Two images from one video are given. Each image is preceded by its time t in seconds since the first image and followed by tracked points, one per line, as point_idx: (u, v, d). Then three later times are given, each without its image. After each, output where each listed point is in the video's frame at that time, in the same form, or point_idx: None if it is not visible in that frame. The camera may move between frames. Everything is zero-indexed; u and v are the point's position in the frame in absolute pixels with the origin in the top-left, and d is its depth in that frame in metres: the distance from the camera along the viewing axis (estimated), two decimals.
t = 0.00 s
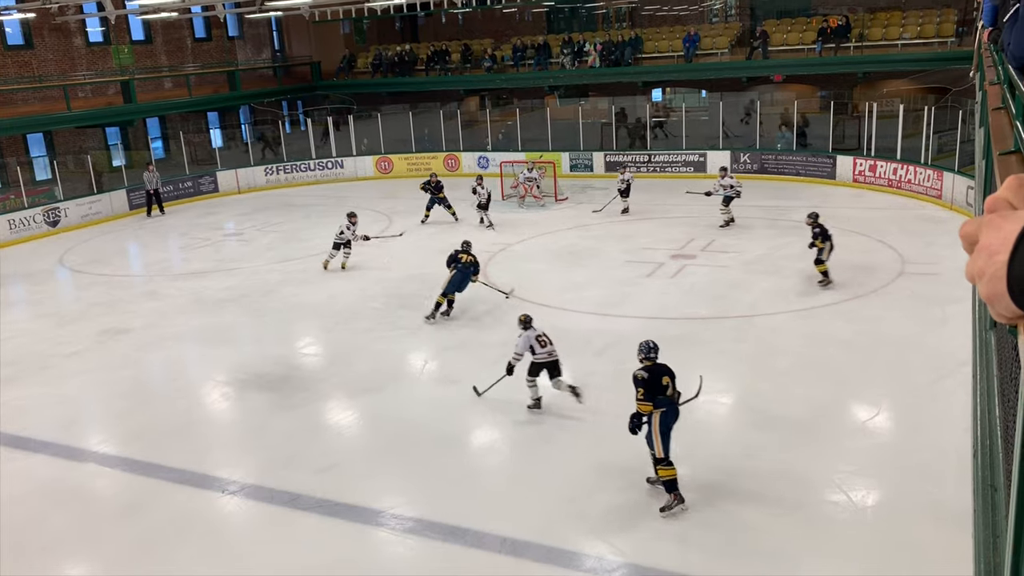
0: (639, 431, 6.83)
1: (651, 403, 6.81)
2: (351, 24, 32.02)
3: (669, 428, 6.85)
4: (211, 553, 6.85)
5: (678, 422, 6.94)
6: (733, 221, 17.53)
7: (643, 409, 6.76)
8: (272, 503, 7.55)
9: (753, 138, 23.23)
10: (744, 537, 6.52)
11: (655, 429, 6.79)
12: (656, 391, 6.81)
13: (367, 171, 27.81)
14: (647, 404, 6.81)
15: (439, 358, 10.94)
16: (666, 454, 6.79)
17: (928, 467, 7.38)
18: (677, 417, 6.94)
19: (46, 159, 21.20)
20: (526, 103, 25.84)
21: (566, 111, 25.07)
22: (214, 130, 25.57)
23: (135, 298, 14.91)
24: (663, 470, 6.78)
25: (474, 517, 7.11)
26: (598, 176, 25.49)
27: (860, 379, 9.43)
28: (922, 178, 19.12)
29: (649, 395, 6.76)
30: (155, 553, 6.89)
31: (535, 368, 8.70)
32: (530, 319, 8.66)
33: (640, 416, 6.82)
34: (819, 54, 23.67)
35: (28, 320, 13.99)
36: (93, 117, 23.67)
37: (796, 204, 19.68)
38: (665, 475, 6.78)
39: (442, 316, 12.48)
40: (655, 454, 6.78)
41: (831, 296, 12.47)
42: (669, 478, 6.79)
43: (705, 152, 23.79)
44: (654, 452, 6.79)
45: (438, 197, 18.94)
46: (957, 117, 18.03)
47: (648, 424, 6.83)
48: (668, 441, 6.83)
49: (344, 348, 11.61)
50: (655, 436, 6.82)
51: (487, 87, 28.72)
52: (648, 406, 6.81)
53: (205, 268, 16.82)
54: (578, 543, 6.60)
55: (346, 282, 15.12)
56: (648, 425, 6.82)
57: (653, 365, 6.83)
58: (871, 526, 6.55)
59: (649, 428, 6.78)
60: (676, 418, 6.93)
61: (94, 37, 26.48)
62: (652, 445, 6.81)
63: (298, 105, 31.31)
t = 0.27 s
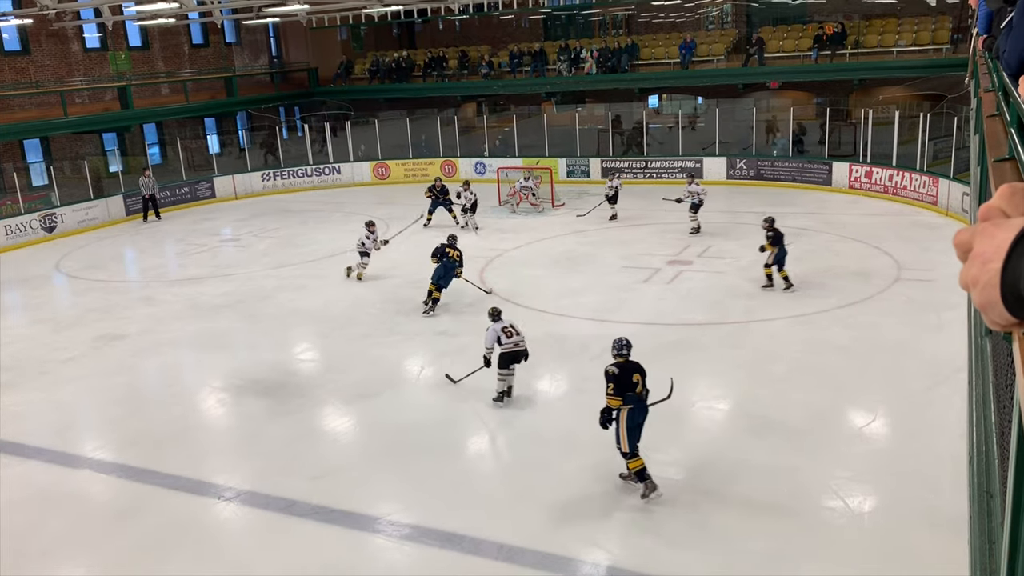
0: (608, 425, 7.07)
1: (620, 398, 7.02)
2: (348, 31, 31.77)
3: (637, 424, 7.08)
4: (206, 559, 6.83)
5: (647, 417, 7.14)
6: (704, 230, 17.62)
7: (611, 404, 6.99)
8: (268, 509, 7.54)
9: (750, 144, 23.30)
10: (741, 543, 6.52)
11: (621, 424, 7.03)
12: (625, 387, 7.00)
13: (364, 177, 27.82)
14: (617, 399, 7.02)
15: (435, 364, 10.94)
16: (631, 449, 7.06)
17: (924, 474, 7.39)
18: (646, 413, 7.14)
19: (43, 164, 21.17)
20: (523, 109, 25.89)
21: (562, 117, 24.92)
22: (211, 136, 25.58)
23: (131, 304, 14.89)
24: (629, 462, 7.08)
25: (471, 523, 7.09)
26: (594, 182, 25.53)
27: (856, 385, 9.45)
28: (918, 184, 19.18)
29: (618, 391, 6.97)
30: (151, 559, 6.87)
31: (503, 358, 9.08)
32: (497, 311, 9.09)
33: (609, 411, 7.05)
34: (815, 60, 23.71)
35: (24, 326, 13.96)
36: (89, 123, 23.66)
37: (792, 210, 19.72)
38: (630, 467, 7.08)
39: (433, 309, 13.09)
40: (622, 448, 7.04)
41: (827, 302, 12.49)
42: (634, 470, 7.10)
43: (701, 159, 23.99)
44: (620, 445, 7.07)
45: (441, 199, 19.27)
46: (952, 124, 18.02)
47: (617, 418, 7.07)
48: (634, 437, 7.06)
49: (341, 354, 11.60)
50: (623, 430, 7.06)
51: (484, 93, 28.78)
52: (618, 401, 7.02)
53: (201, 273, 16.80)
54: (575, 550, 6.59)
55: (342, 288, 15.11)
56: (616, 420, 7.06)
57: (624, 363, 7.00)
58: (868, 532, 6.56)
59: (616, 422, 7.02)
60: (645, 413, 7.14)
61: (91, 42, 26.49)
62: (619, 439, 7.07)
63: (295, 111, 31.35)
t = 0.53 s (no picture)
0: (580, 421, 7.36)
1: (592, 396, 7.30)
2: (346, 35, 32.09)
3: (609, 421, 7.34)
4: (202, 567, 6.78)
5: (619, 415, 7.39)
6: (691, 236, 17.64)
7: (583, 403, 7.25)
8: (265, 515, 7.49)
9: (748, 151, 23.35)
10: (739, 548, 6.50)
11: (593, 420, 7.30)
12: (597, 385, 7.28)
13: (362, 182, 27.79)
14: (589, 396, 7.31)
15: (433, 369, 10.91)
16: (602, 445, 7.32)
17: (922, 479, 7.36)
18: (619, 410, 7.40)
19: (39, 170, 21.14)
20: (521, 114, 25.96)
21: (560, 122, 25.18)
22: (208, 141, 25.57)
23: (128, 309, 14.86)
24: (598, 456, 7.37)
25: (468, 529, 7.06)
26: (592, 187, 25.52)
27: (855, 390, 9.43)
28: (916, 189, 19.18)
29: (590, 388, 7.25)
30: (146, 566, 6.82)
31: (479, 349, 9.59)
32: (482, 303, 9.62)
33: (582, 408, 7.31)
34: (811, 66, 23.75)
35: (19, 331, 13.92)
36: (85, 128, 23.62)
37: (790, 215, 19.72)
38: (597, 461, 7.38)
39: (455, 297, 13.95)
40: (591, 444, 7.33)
41: (825, 307, 12.48)
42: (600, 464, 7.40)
43: (699, 164, 24.04)
44: (589, 441, 7.36)
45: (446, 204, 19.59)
46: (949, 130, 18.02)
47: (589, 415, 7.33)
48: (605, 433, 7.33)
49: (338, 359, 11.57)
50: (594, 427, 7.32)
51: (482, 98, 28.79)
52: (590, 399, 7.30)
53: (198, 278, 16.77)
54: (574, 556, 6.55)
55: (339, 293, 15.07)
56: (588, 417, 7.34)
57: (595, 361, 7.32)
58: (866, 539, 6.52)
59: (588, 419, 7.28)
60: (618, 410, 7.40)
61: (88, 47, 26.49)
62: (589, 435, 7.35)
63: (293, 116, 31.36)
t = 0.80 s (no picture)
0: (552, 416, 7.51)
1: (563, 392, 7.43)
2: (345, 37, 32.21)
3: (579, 415, 7.50)
4: (201, 568, 6.77)
5: (591, 410, 7.52)
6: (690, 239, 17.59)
7: (553, 399, 7.39)
8: (264, 517, 7.50)
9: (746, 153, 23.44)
10: (738, 549, 6.51)
11: (563, 415, 7.47)
12: (568, 381, 7.41)
13: (361, 184, 27.77)
14: (560, 391, 7.45)
15: (432, 371, 10.92)
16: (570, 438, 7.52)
17: (921, 481, 7.37)
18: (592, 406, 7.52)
19: (39, 171, 21.16)
20: (520, 117, 25.98)
21: (558, 124, 25.12)
22: (208, 142, 25.58)
23: (127, 311, 14.86)
24: (566, 449, 7.59)
25: (468, 530, 7.06)
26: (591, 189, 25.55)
27: (853, 392, 9.44)
28: (914, 192, 19.21)
29: (561, 384, 7.39)
30: (145, 567, 6.82)
31: (469, 334, 10.13)
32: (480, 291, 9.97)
33: (553, 404, 7.45)
34: (811, 68, 23.79)
35: (19, 333, 13.92)
36: (85, 129, 23.63)
37: (789, 217, 19.74)
38: (566, 453, 7.60)
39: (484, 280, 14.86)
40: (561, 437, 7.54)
41: (824, 309, 12.49)
42: (568, 456, 7.62)
43: (698, 166, 24.06)
44: (560, 433, 7.57)
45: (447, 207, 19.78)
46: (948, 132, 18.22)
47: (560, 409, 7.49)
48: (575, 427, 7.50)
49: (337, 361, 11.57)
50: (565, 421, 7.49)
51: (481, 100, 28.79)
52: (561, 394, 7.46)
53: (198, 280, 16.78)
54: (573, 558, 6.55)
55: (339, 295, 15.08)
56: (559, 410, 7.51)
57: (568, 358, 7.41)
58: (865, 540, 6.53)
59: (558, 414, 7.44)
60: (590, 405, 7.52)
61: (88, 49, 26.49)
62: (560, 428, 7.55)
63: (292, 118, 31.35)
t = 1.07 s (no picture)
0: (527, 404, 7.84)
1: (539, 382, 7.75)
2: (346, 37, 32.00)
3: (552, 406, 7.81)
4: (200, 568, 6.77)
5: (565, 403, 7.80)
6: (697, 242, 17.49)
7: (528, 388, 7.72)
8: (264, 516, 7.50)
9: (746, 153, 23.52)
10: (738, 549, 6.51)
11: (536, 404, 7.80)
12: (544, 373, 7.71)
13: (361, 184, 27.75)
14: (535, 381, 7.77)
15: (432, 371, 10.91)
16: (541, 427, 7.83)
17: (921, 481, 7.38)
18: (566, 398, 7.80)
19: (39, 170, 21.17)
20: (520, 117, 25.97)
21: (559, 124, 25.10)
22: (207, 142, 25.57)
23: (127, 310, 14.87)
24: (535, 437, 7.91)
25: (468, 530, 7.06)
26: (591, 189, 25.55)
27: (852, 392, 9.45)
28: (914, 193, 19.21)
29: (535, 374, 7.71)
30: (145, 567, 6.81)
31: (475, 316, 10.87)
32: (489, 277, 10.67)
33: (528, 393, 7.78)
34: (811, 68, 23.76)
35: (19, 332, 13.92)
36: (85, 129, 23.64)
37: (789, 218, 19.73)
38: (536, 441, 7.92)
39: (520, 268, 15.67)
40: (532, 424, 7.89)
41: (824, 309, 12.49)
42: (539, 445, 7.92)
43: (698, 167, 24.02)
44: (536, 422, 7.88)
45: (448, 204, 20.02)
46: (948, 132, 18.20)
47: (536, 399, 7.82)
48: (547, 418, 7.81)
49: (337, 361, 11.57)
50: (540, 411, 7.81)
51: (481, 100, 28.77)
52: (537, 384, 7.77)
53: (198, 280, 16.78)
54: (573, 558, 6.55)
55: (339, 295, 15.08)
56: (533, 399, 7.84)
57: (546, 351, 7.69)
58: (865, 541, 6.53)
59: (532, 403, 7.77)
60: (564, 398, 7.83)
61: (88, 49, 26.48)
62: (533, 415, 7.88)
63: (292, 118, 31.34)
